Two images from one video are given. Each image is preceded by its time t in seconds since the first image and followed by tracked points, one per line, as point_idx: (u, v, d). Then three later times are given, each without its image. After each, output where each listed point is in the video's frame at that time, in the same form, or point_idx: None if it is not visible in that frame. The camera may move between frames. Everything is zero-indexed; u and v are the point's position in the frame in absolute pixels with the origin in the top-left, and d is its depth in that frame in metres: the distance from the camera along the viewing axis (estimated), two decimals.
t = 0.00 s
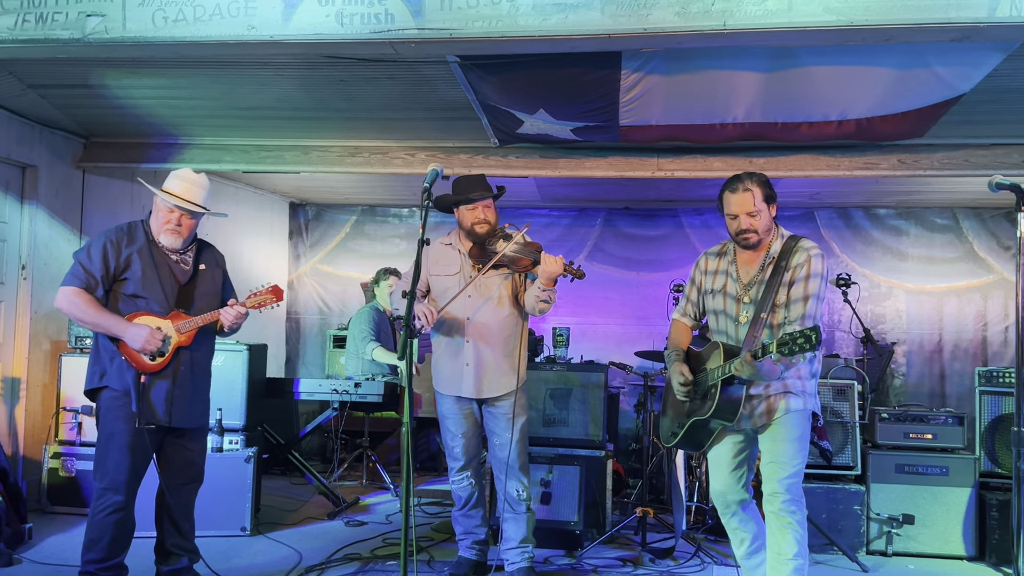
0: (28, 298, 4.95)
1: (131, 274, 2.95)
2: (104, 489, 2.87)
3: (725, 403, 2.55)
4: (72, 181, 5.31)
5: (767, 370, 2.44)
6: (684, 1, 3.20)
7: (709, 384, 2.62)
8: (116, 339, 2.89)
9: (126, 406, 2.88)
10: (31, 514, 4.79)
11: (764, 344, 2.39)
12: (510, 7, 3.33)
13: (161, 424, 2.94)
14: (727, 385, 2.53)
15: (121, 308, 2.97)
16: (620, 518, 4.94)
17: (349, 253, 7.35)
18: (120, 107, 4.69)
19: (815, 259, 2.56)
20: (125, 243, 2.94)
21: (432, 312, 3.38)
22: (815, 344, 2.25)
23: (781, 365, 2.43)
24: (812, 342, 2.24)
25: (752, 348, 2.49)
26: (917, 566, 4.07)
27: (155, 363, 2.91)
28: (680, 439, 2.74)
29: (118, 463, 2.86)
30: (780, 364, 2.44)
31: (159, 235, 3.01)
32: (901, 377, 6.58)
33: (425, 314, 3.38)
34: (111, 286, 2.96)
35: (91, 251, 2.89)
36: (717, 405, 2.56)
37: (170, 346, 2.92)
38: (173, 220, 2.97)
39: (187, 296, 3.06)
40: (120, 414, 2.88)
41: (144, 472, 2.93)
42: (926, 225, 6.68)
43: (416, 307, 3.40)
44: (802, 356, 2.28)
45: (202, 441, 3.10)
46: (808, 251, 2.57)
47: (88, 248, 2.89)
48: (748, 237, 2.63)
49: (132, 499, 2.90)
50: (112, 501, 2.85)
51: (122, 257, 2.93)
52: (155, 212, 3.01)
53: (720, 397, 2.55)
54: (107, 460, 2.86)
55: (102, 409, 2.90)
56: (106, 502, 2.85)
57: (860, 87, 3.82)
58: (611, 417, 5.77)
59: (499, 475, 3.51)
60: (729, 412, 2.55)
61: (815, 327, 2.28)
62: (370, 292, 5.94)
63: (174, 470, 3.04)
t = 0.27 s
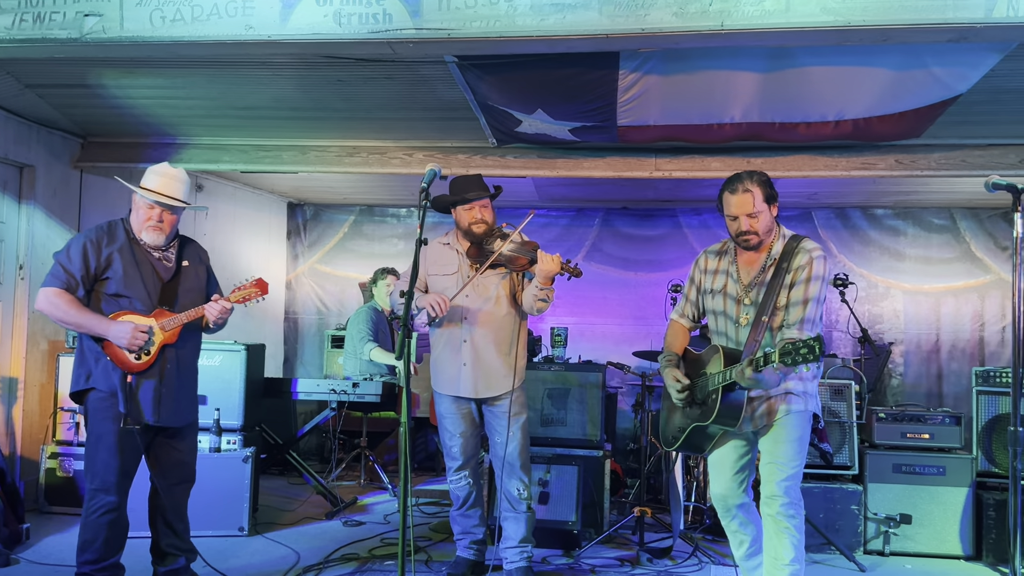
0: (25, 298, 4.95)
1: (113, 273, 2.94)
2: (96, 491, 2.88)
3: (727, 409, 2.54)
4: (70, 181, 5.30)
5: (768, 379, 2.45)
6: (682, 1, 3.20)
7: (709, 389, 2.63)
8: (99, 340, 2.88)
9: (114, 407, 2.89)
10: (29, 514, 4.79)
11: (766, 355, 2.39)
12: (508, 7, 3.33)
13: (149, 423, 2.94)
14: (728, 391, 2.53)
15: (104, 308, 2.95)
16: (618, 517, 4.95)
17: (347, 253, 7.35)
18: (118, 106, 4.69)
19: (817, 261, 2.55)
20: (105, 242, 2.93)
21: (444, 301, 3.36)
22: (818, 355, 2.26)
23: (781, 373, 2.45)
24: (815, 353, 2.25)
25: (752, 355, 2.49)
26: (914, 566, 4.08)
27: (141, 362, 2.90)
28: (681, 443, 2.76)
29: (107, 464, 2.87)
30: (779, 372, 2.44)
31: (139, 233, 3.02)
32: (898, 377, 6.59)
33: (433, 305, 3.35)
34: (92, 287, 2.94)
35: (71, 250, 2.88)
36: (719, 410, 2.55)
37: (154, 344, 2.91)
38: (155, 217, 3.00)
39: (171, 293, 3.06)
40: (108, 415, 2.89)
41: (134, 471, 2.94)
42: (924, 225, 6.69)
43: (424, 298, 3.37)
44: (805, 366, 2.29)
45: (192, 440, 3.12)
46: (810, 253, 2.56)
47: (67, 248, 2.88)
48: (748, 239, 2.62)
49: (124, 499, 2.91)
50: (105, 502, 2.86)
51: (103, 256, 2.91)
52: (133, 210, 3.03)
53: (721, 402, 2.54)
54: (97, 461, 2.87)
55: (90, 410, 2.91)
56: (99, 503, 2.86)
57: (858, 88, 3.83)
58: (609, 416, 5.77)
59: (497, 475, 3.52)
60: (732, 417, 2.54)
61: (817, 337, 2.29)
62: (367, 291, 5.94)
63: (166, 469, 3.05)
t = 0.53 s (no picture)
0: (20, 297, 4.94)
1: (99, 266, 2.94)
2: (85, 491, 2.87)
3: (727, 410, 2.54)
4: (66, 179, 5.29)
5: (767, 382, 2.45)
6: None
7: (710, 392, 2.62)
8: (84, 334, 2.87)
9: (99, 407, 2.88)
10: (24, 513, 4.78)
11: (766, 358, 2.39)
12: (504, 5, 3.33)
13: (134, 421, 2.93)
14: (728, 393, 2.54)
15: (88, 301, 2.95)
16: (615, 516, 4.95)
17: (344, 251, 7.35)
18: (114, 105, 4.68)
19: (822, 258, 2.53)
20: (92, 235, 2.93)
21: (442, 303, 3.31)
22: (818, 359, 2.26)
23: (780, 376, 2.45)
24: (815, 358, 2.25)
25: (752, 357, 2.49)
26: (910, 564, 4.08)
27: (127, 357, 2.90)
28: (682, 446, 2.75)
29: (94, 465, 2.86)
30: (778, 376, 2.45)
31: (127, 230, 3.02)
32: (894, 376, 6.60)
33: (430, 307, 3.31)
34: (78, 279, 2.93)
35: (58, 243, 2.87)
36: (721, 411, 2.55)
37: (139, 338, 2.91)
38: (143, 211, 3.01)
39: (157, 288, 3.07)
40: (94, 415, 2.88)
41: (122, 471, 2.94)
42: (920, 224, 6.70)
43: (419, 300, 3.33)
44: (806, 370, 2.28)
45: (181, 438, 3.11)
46: (814, 250, 2.54)
47: (54, 241, 2.87)
48: (752, 233, 2.59)
49: (114, 498, 2.90)
50: (95, 502, 2.86)
51: (90, 249, 2.91)
52: (119, 207, 3.03)
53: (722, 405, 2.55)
54: (85, 462, 2.86)
55: (75, 410, 2.90)
56: (89, 503, 2.86)
57: (854, 86, 3.83)
58: (606, 415, 5.77)
59: (492, 474, 3.52)
60: (732, 417, 2.54)
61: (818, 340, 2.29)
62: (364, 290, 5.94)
63: (157, 469, 3.05)
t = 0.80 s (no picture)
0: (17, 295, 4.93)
1: (92, 264, 2.93)
2: (78, 491, 2.87)
3: (728, 409, 2.53)
4: (62, 178, 5.28)
5: (769, 386, 2.43)
6: None
7: (710, 390, 2.62)
8: (77, 333, 2.86)
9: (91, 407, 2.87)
10: (21, 511, 4.77)
11: (770, 363, 2.36)
12: (501, 4, 3.33)
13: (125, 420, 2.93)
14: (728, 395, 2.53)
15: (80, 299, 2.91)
16: (612, 514, 4.96)
17: (341, 250, 7.34)
18: (110, 103, 4.68)
19: (829, 254, 2.50)
20: (83, 233, 2.92)
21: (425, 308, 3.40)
22: (825, 367, 2.21)
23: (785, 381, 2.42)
24: (824, 366, 2.20)
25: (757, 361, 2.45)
26: (906, 562, 4.09)
27: (120, 355, 2.90)
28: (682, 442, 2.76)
29: (87, 464, 2.86)
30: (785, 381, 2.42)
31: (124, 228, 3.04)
32: (891, 374, 6.61)
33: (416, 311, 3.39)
34: (70, 278, 2.91)
35: (50, 239, 2.86)
36: (721, 411, 2.54)
37: (135, 338, 2.92)
38: (138, 208, 3.03)
39: (148, 286, 3.09)
40: (85, 415, 2.87)
41: (114, 469, 2.94)
42: (917, 222, 6.71)
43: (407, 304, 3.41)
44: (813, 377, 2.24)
45: (172, 436, 3.12)
46: (822, 246, 2.51)
47: (44, 238, 2.85)
48: (756, 227, 2.58)
49: (107, 497, 2.91)
50: (88, 502, 2.86)
51: (82, 247, 2.90)
52: (113, 205, 3.05)
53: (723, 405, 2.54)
54: (77, 461, 2.86)
55: (66, 410, 2.90)
56: (82, 503, 2.86)
57: (851, 85, 3.83)
58: (603, 413, 5.77)
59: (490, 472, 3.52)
60: (732, 416, 2.52)
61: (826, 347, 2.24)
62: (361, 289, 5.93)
63: (151, 468, 3.05)
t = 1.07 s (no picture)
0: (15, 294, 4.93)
1: (84, 267, 2.91)
2: (76, 490, 2.87)
3: (733, 419, 2.50)
4: (60, 176, 5.28)
5: (774, 401, 2.41)
6: None
7: (711, 400, 2.59)
8: (72, 337, 2.86)
9: (89, 407, 2.87)
10: (19, 510, 4.77)
11: (773, 380, 2.34)
12: (499, 2, 3.33)
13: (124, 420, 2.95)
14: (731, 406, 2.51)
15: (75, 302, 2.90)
16: (610, 513, 4.96)
17: (339, 249, 7.34)
18: (108, 101, 4.67)
19: (835, 261, 2.49)
20: (72, 234, 2.90)
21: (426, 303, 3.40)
22: (830, 389, 2.19)
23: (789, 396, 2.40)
24: (828, 389, 2.18)
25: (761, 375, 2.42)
26: (904, 561, 4.10)
27: (118, 357, 2.90)
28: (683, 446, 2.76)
29: (84, 463, 2.86)
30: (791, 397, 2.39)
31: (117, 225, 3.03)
32: (889, 373, 6.62)
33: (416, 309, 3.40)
34: (63, 281, 2.90)
35: (38, 242, 2.83)
36: (723, 421, 2.52)
37: (133, 339, 2.92)
38: (129, 203, 3.02)
39: (142, 286, 3.09)
40: (83, 415, 2.87)
41: (112, 468, 2.94)
42: (915, 221, 6.71)
43: (407, 300, 3.42)
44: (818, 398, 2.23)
45: (168, 435, 3.13)
46: (827, 252, 2.49)
47: (34, 242, 2.83)
48: (759, 233, 2.54)
49: (105, 496, 2.91)
50: (86, 501, 2.86)
51: (73, 249, 2.88)
52: (101, 202, 3.03)
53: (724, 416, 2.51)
54: (74, 461, 2.86)
55: (62, 411, 2.89)
56: (80, 502, 2.86)
57: (849, 84, 3.83)
58: (601, 412, 5.77)
59: (488, 471, 3.52)
60: (738, 424, 2.50)
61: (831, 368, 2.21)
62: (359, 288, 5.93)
63: (148, 467, 3.06)
